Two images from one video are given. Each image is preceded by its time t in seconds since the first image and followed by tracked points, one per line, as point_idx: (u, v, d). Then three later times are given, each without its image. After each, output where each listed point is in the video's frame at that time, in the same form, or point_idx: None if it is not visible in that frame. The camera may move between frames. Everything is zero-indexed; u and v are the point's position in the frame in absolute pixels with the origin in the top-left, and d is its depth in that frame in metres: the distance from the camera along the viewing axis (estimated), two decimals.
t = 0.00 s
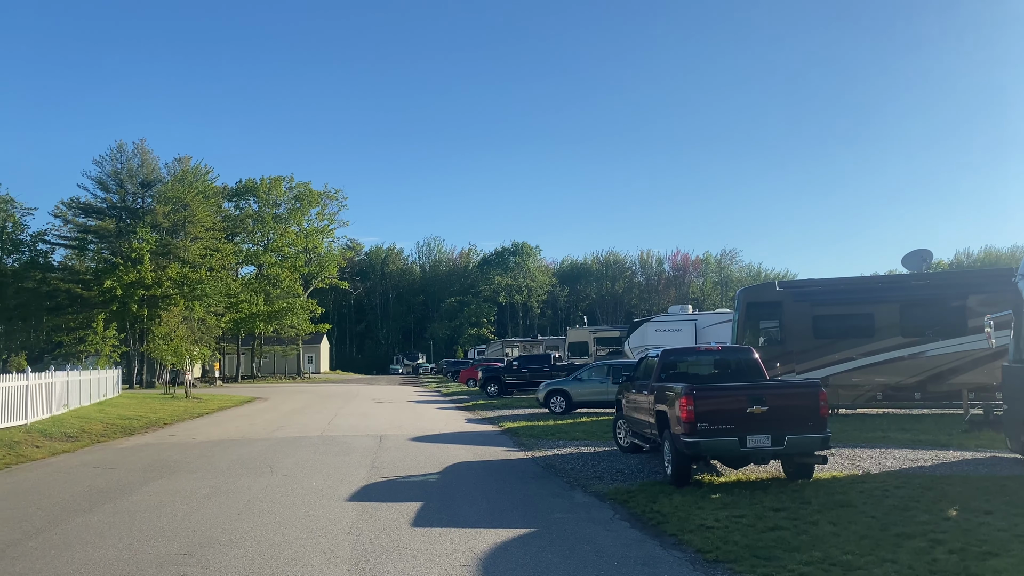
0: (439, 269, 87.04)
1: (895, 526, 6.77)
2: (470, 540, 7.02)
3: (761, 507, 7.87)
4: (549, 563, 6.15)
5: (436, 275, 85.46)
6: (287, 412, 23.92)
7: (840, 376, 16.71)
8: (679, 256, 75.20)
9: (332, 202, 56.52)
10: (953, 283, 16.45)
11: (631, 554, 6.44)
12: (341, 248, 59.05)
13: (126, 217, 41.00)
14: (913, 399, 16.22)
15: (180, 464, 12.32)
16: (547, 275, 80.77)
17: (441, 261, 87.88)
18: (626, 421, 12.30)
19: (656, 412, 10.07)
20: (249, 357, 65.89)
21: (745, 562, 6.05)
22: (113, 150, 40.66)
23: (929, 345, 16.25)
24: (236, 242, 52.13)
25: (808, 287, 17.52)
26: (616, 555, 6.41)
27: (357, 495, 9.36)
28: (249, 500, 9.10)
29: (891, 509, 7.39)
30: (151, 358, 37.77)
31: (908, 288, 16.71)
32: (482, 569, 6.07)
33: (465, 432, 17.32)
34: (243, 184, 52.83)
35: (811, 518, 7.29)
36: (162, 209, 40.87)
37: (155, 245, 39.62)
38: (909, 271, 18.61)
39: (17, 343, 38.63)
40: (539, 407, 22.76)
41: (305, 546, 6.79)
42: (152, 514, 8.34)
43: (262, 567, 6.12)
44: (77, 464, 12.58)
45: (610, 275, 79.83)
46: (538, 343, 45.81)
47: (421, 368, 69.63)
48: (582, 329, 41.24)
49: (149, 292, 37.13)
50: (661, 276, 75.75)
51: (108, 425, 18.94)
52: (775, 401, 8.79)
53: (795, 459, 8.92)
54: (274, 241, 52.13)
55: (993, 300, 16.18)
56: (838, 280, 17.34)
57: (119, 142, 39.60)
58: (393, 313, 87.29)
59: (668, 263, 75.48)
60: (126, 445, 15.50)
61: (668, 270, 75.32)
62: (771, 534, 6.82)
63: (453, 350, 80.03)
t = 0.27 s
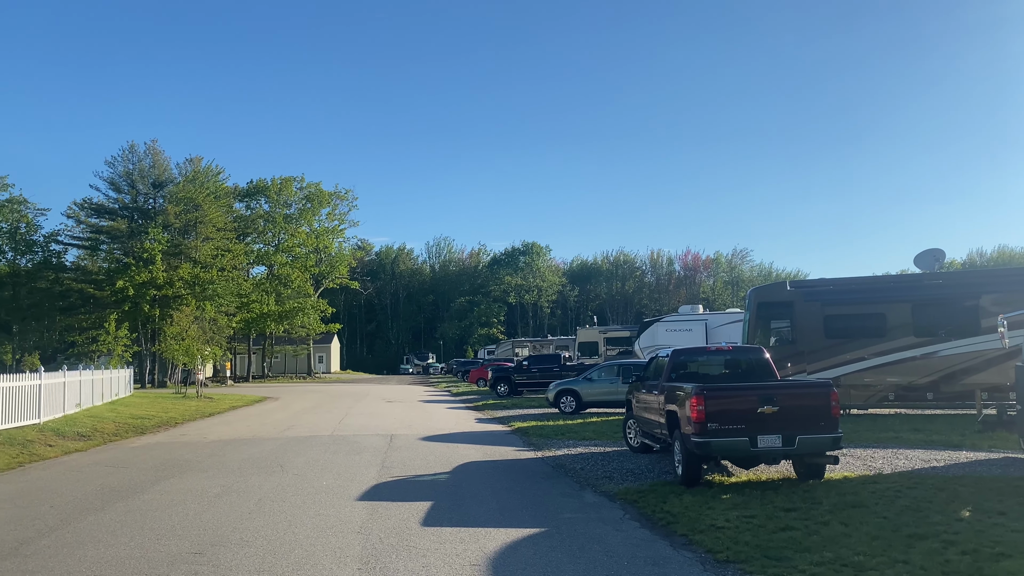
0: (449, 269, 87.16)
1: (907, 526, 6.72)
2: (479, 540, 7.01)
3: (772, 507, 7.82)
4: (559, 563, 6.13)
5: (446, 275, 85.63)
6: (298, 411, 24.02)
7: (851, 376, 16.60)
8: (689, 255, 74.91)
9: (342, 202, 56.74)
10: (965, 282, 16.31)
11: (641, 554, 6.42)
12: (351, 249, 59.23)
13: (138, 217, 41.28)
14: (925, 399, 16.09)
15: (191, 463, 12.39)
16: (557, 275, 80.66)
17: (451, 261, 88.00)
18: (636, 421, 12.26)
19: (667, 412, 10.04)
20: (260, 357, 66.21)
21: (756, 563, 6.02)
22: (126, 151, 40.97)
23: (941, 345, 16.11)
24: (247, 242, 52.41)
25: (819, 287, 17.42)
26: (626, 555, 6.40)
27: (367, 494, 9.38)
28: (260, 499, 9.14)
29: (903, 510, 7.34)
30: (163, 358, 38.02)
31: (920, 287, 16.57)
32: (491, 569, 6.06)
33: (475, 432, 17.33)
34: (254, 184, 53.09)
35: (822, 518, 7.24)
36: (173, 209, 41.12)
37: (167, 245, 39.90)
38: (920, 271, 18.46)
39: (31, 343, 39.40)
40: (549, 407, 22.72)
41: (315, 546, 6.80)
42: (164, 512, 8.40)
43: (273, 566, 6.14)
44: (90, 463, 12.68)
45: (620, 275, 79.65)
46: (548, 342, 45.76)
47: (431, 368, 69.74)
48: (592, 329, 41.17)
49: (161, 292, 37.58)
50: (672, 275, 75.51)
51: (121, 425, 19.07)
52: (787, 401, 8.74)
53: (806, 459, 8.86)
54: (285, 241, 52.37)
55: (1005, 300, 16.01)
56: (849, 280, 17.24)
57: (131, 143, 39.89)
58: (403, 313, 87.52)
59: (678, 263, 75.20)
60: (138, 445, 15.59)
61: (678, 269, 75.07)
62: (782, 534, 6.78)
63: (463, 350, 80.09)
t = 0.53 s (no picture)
0: (456, 268, 87.22)
1: (916, 526, 6.68)
2: (486, 539, 7.01)
3: (779, 506, 7.80)
4: (566, 562, 6.13)
5: (453, 274, 85.72)
6: (306, 410, 24.10)
7: (860, 376, 16.52)
8: (696, 255, 74.72)
9: (350, 201, 56.86)
10: (974, 281, 16.20)
11: (648, 553, 6.41)
12: (359, 248, 59.35)
13: (146, 216, 41.46)
14: (934, 399, 15.99)
15: (199, 461, 12.45)
16: (564, 274, 80.60)
17: (458, 260, 88.09)
18: (643, 420, 12.24)
19: (674, 411, 10.03)
20: (268, 355, 66.46)
21: (763, 562, 6.00)
22: (134, 150, 41.13)
23: (950, 344, 16.00)
24: (255, 241, 52.58)
25: (827, 286, 17.34)
26: (633, 555, 6.39)
27: (375, 493, 9.41)
28: (268, 497, 9.18)
29: (912, 510, 7.30)
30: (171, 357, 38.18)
31: (929, 287, 16.47)
32: (499, 567, 6.06)
33: (483, 431, 17.35)
34: (262, 184, 53.26)
35: (830, 518, 7.21)
36: (182, 209, 41.26)
37: (176, 244, 40.06)
38: (929, 270, 18.34)
39: (41, 341, 38.38)
40: (557, 406, 22.72)
41: (322, 544, 6.81)
42: (172, 510, 8.45)
43: (281, 565, 6.16)
44: (99, 462, 12.76)
45: (628, 274, 79.48)
46: (555, 342, 45.72)
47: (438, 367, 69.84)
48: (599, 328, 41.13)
49: (169, 292, 37.90)
50: (679, 275, 75.32)
51: (129, 423, 19.18)
52: (794, 400, 8.70)
53: (814, 458, 8.84)
54: (293, 240, 52.54)
55: (1015, 299, 15.89)
56: (857, 279, 17.15)
57: (139, 143, 40.05)
58: (410, 312, 87.67)
59: (686, 262, 75.04)
60: (147, 443, 15.67)
61: (686, 269, 74.86)
62: (789, 533, 6.76)
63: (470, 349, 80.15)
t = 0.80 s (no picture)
0: (462, 266, 87.25)
1: (923, 525, 6.65)
2: (492, 537, 7.01)
3: (785, 505, 7.78)
4: (572, 560, 6.13)
5: (458, 273, 85.76)
6: (311, 408, 24.15)
7: (866, 375, 16.47)
8: (702, 253, 74.48)
9: (355, 200, 56.94)
10: (982, 280, 16.12)
11: (654, 552, 6.40)
12: (364, 246, 59.44)
13: (153, 214, 41.56)
14: (941, 397, 15.90)
15: (205, 459, 12.49)
16: (569, 272, 80.51)
17: (463, 259, 88.14)
18: (649, 419, 12.23)
19: (679, 410, 10.01)
20: (274, 354, 66.64)
21: (770, 561, 5.99)
22: (141, 148, 41.23)
23: (957, 343, 15.92)
24: (261, 239, 52.71)
25: (834, 284, 17.28)
26: (639, 553, 6.38)
27: (380, 491, 9.43)
28: (273, 495, 9.21)
29: (918, 509, 7.27)
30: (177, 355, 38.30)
31: (935, 285, 16.39)
32: (505, 566, 6.05)
33: (488, 429, 17.35)
34: (268, 182, 53.38)
35: (837, 517, 7.19)
36: (188, 207, 41.36)
37: (181, 243, 40.26)
38: (936, 268, 18.25)
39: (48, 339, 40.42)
40: (562, 405, 22.71)
41: (327, 542, 6.83)
42: (179, 508, 8.48)
43: (287, 562, 6.18)
44: (105, 459, 12.81)
45: (633, 272, 79.32)
46: (560, 340, 45.70)
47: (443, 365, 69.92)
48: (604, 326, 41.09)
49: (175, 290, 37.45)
50: (685, 273, 75.15)
51: (136, 421, 19.25)
52: (800, 399, 8.68)
53: (820, 457, 8.80)
54: (298, 239, 52.68)
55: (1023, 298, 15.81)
56: (864, 277, 17.08)
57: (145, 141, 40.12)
58: (415, 310, 87.77)
59: (692, 260, 74.82)
60: (153, 441, 15.74)
61: (692, 267, 74.66)
62: (795, 532, 6.74)
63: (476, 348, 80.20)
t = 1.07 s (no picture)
0: (465, 264, 87.27)
1: (927, 525, 6.63)
2: (495, 535, 7.01)
3: (789, 504, 7.77)
4: (575, 558, 6.13)
5: (462, 271, 85.77)
6: (315, 406, 24.19)
7: (871, 373, 16.43)
8: (706, 251, 74.31)
9: (359, 198, 56.95)
10: (987, 278, 16.08)
11: (658, 550, 6.40)
12: (368, 244, 59.49)
13: (157, 212, 41.60)
14: (945, 396, 15.84)
15: (209, 457, 12.52)
16: (573, 270, 80.45)
17: (467, 257, 88.16)
18: (652, 417, 12.22)
19: (683, 409, 10.00)
20: (278, 352, 66.76)
21: (773, 560, 5.98)
22: (145, 146, 41.26)
23: (962, 342, 15.89)
24: (265, 238, 52.78)
25: (839, 282, 17.21)
26: (643, 551, 6.38)
27: (384, 489, 9.44)
28: (278, 492, 9.22)
29: (923, 508, 7.25)
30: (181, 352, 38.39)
31: (940, 284, 16.34)
32: (509, 563, 6.06)
33: (492, 427, 17.35)
34: (272, 180, 53.44)
35: (841, 516, 7.18)
36: (192, 205, 41.41)
37: (186, 241, 40.46)
38: (941, 267, 18.20)
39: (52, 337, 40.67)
40: (566, 403, 22.71)
41: (331, 539, 6.85)
42: (183, 505, 8.51)
43: (291, 559, 6.20)
44: (110, 457, 12.85)
45: (637, 270, 79.14)
46: (564, 339, 45.69)
47: (447, 363, 69.97)
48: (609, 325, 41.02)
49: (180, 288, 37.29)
50: (689, 271, 75.01)
51: (140, 419, 19.30)
52: (804, 397, 8.66)
53: (824, 456, 8.79)
54: (303, 237, 52.76)
55: None
56: (869, 275, 17.02)
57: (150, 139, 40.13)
58: (419, 308, 87.83)
59: (696, 258, 74.67)
60: (158, 438, 15.80)
61: (696, 265, 74.50)
62: (799, 531, 6.73)
63: (479, 346, 80.23)
